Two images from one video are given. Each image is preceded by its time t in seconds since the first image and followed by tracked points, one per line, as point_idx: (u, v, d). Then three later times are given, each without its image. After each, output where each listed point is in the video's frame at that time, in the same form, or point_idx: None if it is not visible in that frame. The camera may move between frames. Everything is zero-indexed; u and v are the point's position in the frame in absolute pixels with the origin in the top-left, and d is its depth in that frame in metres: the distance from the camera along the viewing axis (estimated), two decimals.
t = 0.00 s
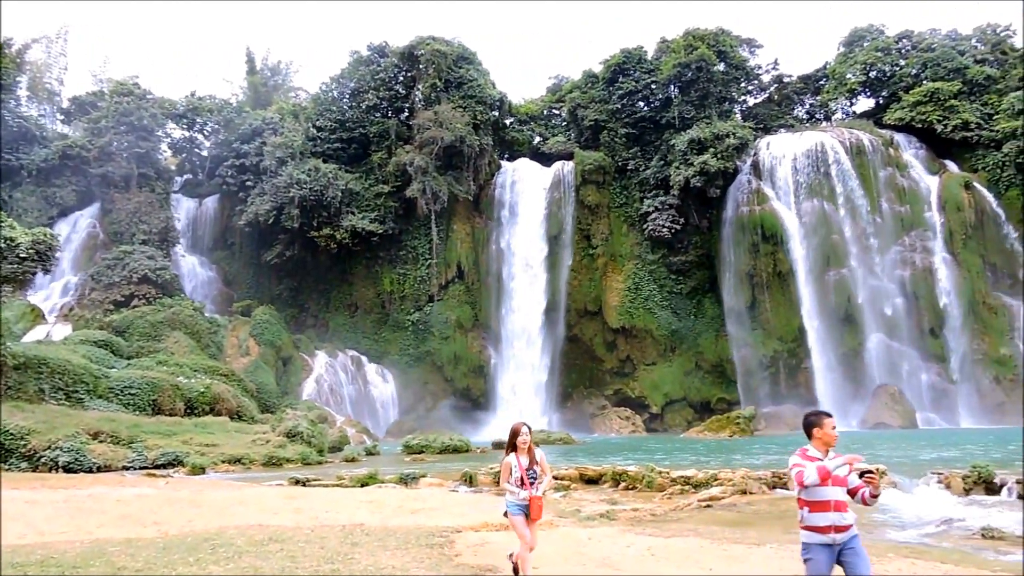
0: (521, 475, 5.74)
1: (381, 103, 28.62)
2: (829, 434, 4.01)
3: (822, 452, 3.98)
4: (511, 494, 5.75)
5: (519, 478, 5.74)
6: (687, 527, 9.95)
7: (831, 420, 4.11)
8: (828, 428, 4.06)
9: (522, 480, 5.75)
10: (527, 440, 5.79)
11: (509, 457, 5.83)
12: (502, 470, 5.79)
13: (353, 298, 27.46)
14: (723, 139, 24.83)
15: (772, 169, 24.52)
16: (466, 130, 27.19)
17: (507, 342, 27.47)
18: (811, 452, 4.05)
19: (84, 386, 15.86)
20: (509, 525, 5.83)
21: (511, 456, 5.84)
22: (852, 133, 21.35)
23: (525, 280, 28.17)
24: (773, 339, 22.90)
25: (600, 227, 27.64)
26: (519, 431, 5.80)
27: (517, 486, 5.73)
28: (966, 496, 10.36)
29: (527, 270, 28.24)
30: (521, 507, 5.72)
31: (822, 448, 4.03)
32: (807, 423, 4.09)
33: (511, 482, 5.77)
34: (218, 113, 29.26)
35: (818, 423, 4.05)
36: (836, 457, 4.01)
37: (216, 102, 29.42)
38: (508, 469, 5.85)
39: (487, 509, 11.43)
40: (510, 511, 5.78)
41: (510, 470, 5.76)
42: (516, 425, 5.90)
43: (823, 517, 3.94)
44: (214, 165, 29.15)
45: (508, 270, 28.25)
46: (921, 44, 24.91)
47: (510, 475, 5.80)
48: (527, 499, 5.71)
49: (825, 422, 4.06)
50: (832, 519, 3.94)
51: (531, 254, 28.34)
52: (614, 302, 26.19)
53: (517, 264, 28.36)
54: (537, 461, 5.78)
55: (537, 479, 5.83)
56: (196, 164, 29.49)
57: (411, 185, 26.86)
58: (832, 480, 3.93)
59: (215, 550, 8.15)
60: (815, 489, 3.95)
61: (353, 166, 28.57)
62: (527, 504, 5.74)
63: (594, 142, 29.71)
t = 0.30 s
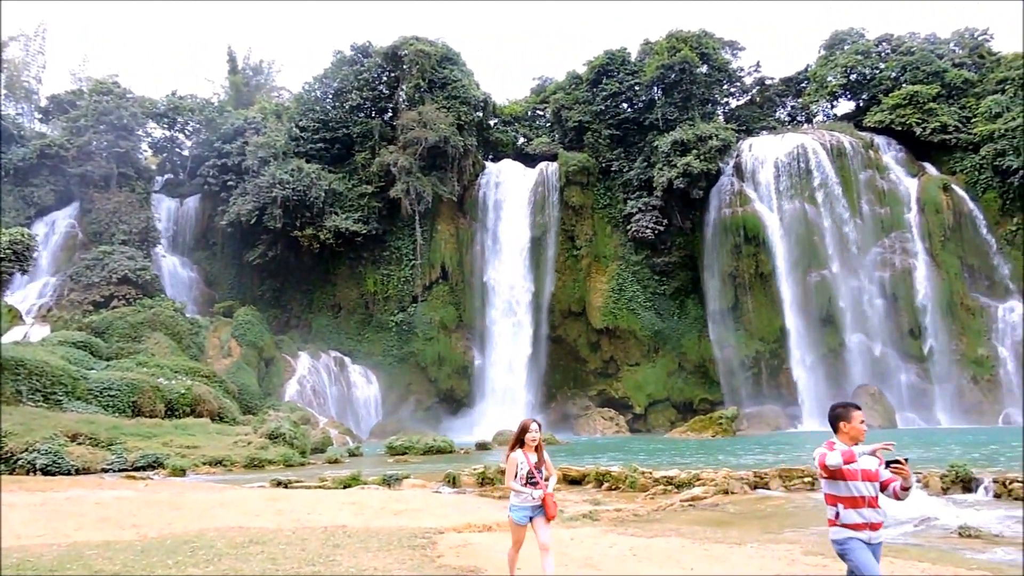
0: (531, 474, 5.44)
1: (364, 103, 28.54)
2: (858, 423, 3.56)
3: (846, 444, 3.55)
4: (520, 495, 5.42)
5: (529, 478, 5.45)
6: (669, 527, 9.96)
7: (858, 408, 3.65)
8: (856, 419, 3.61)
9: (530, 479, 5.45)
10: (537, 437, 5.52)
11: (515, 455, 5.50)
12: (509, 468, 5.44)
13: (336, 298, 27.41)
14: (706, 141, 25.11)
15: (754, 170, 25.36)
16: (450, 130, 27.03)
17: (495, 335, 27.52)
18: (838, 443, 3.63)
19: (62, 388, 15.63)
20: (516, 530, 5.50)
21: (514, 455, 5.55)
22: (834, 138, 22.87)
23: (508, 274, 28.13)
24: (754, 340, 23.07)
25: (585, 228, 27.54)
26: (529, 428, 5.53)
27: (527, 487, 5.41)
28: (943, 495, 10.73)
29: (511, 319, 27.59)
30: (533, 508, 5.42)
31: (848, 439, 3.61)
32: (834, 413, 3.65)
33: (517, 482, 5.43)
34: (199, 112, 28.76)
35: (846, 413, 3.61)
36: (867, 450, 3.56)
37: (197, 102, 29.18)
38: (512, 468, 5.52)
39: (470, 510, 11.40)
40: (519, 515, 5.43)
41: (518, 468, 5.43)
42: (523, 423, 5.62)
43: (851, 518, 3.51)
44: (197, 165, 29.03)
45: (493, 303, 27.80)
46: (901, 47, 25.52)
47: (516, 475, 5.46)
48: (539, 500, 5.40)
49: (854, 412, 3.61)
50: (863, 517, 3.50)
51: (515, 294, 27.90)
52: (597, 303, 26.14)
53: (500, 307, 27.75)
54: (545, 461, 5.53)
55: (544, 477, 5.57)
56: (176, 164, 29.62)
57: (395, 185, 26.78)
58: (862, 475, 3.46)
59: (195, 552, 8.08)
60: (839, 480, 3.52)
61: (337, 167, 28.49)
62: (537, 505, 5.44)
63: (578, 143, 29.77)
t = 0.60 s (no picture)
0: (537, 469, 5.17)
1: (348, 102, 28.35)
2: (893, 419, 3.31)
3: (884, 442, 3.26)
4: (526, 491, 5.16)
5: (536, 473, 5.18)
6: (652, 527, 9.99)
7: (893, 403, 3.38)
8: (891, 414, 3.34)
9: (536, 475, 5.18)
10: (544, 431, 5.25)
11: (522, 448, 5.23)
12: (515, 463, 5.18)
13: (319, 298, 27.28)
14: (688, 142, 25.19)
15: (737, 172, 25.60)
16: (433, 131, 27.01)
17: (477, 338, 27.56)
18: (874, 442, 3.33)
19: (40, 390, 15.45)
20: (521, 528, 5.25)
21: (522, 447, 5.26)
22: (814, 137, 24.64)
23: (490, 313, 27.68)
24: (737, 341, 24.53)
25: (569, 229, 27.50)
26: (536, 421, 5.24)
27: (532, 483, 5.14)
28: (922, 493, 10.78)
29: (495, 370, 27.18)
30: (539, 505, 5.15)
31: (884, 437, 3.31)
32: (866, 409, 3.38)
33: (524, 477, 5.17)
34: (181, 111, 28.72)
35: (880, 407, 3.36)
36: (903, 448, 3.32)
37: (178, 100, 28.89)
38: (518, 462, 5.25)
39: (454, 510, 11.38)
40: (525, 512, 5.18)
41: (524, 462, 5.17)
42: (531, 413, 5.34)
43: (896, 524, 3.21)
44: (178, 164, 28.75)
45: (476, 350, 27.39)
46: (881, 52, 26.97)
47: (523, 469, 5.19)
48: (546, 496, 5.12)
49: (889, 407, 3.37)
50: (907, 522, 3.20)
51: (499, 341, 27.46)
52: (581, 303, 26.06)
53: (482, 359, 27.33)
54: (553, 453, 5.27)
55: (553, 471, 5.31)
56: (158, 162, 29.01)
57: (379, 185, 26.70)
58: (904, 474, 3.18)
59: (175, 554, 7.99)
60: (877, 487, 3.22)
61: (320, 166, 28.32)
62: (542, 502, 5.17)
63: (562, 144, 29.81)
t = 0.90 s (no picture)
0: (552, 489, 4.73)
1: (332, 101, 28.24)
2: (947, 426, 3.02)
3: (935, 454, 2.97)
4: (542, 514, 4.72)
5: (551, 493, 4.74)
6: (634, 528, 10.00)
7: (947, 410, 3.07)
8: (943, 421, 3.04)
9: (552, 494, 4.75)
10: (555, 445, 4.84)
11: (534, 467, 4.81)
12: (528, 484, 4.75)
13: (302, 298, 27.09)
14: (673, 145, 25.34)
15: (720, 175, 26.03)
16: (419, 131, 27.00)
17: (459, 336, 27.62)
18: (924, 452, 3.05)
19: (17, 390, 14.99)
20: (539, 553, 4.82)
21: (532, 465, 4.83)
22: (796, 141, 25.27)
23: (476, 312, 27.76)
24: (718, 343, 24.72)
25: (554, 230, 27.53)
26: (546, 436, 4.82)
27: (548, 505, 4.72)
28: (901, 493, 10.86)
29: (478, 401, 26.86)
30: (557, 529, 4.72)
31: (935, 448, 3.02)
32: (914, 415, 3.10)
33: (540, 498, 4.75)
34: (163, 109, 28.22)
35: (931, 411, 3.06)
36: (953, 459, 3.04)
37: (161, 98, 28.59)
38: (532, 481, 4.82)
39: (436, 511, 11.35)
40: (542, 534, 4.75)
41: (539, 482, 4.74)
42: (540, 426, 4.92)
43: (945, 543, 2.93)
44: (159, 163, 28.05)
45: (459, 350, 27.45)
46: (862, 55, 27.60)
47: (537, 489, 4.77)
48: (563, 518, 4.70)
49: (938, 411, 3.09)
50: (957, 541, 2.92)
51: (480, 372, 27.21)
52: (566, 304, 26.07)
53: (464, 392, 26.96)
54: (566, 469, 4.86)
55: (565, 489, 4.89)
56: (140, 161, 27.74)
57: (363, 185, 26.62)
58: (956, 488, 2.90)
59: (152, 556, 7.90)
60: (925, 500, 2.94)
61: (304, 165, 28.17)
62: (561, 523, 4.75)
63: (547, 145, 29.88)
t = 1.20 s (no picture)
0: (570, 490, 4.77)
1: (319, 100, 28.14)
2: (1003, 417, 3.15)
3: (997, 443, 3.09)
4: (559, 514, 4.75)
5: (570, 494, 4.79)
6: (615, 530, 10.04)
7: (1003, 400, 3.20)
8: (999, 411, 3.17)
9: (569, 494, 4.79)
10: (574, 445, 4.84)
11: (551, 466, 4.79)
12: (546, 484, 4.75)
13: (286, 298, 26.97)
14: (659, 149, 25.48)
15: (706, 178, 26.18)
16: (405, 131, 26.95)
17: (445, 336, 27.51)
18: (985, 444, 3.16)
19: None
20: (552, 550, 4.90)
21: (548, 466, 4.81)
22: (781, 146, 25.64)
23: (462, 314, 27.75)
24: (704, 346, 24.76)
25: (540, 232, 27.59)
26: (566, 434, 4.82)
27: (566, 506, 4.76)
28: (881, 497, 10.95)
29: (461, 401, 26.84)
30: (574, 528, 4.79)
31: (995, 439, 3.15)
32: (967, 406, 3.23)
33: (557, 497, 4.77)
34: (147, 105, 27.85)
35: (984, 403, 3.19)
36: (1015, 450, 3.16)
37: (145, 94, 28.31)
38: (549, 479, 4.81)
39: (419, 512, 11.33)
40: (558, 535, 4.78)
41: (557, 482, 4.74)
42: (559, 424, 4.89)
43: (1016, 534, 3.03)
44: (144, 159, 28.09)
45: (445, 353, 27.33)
46: (847, 63, 27.94)
47: (554, 488, 4.78)
48: (582, 518, 4.77)
49: (991, 403, 3.22)
50: None
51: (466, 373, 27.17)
52: (551, 306, 26.08)
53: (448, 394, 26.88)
54: (582, 469, 4.90)
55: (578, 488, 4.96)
56: (123, 157, 28.16)
57: (349, 185, 26.52)
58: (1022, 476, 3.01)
59: (130, 557, 7.82)
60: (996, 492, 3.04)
61: (289, 164, 28.02)
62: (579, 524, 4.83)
63: (534, 147, 29.94)
